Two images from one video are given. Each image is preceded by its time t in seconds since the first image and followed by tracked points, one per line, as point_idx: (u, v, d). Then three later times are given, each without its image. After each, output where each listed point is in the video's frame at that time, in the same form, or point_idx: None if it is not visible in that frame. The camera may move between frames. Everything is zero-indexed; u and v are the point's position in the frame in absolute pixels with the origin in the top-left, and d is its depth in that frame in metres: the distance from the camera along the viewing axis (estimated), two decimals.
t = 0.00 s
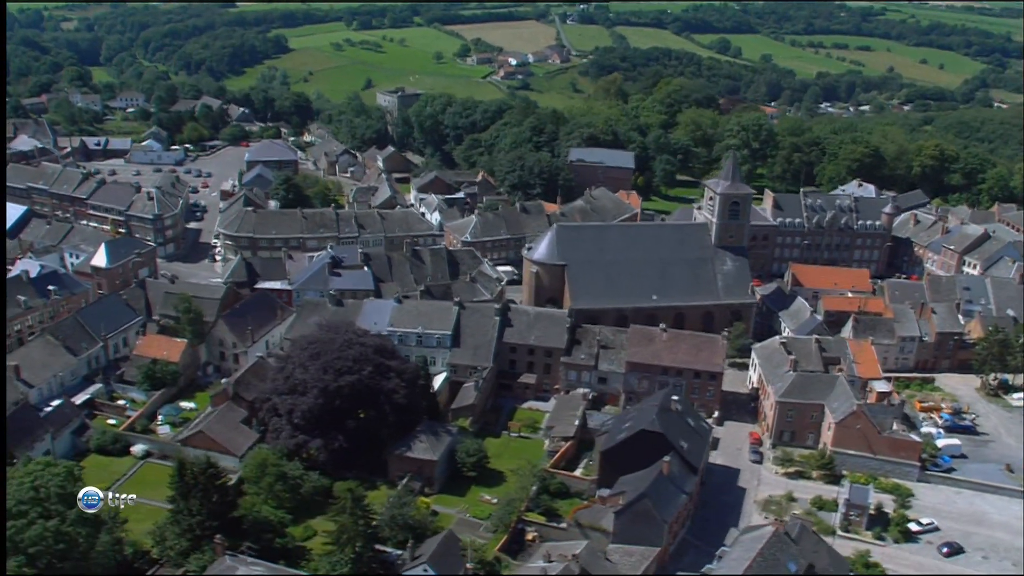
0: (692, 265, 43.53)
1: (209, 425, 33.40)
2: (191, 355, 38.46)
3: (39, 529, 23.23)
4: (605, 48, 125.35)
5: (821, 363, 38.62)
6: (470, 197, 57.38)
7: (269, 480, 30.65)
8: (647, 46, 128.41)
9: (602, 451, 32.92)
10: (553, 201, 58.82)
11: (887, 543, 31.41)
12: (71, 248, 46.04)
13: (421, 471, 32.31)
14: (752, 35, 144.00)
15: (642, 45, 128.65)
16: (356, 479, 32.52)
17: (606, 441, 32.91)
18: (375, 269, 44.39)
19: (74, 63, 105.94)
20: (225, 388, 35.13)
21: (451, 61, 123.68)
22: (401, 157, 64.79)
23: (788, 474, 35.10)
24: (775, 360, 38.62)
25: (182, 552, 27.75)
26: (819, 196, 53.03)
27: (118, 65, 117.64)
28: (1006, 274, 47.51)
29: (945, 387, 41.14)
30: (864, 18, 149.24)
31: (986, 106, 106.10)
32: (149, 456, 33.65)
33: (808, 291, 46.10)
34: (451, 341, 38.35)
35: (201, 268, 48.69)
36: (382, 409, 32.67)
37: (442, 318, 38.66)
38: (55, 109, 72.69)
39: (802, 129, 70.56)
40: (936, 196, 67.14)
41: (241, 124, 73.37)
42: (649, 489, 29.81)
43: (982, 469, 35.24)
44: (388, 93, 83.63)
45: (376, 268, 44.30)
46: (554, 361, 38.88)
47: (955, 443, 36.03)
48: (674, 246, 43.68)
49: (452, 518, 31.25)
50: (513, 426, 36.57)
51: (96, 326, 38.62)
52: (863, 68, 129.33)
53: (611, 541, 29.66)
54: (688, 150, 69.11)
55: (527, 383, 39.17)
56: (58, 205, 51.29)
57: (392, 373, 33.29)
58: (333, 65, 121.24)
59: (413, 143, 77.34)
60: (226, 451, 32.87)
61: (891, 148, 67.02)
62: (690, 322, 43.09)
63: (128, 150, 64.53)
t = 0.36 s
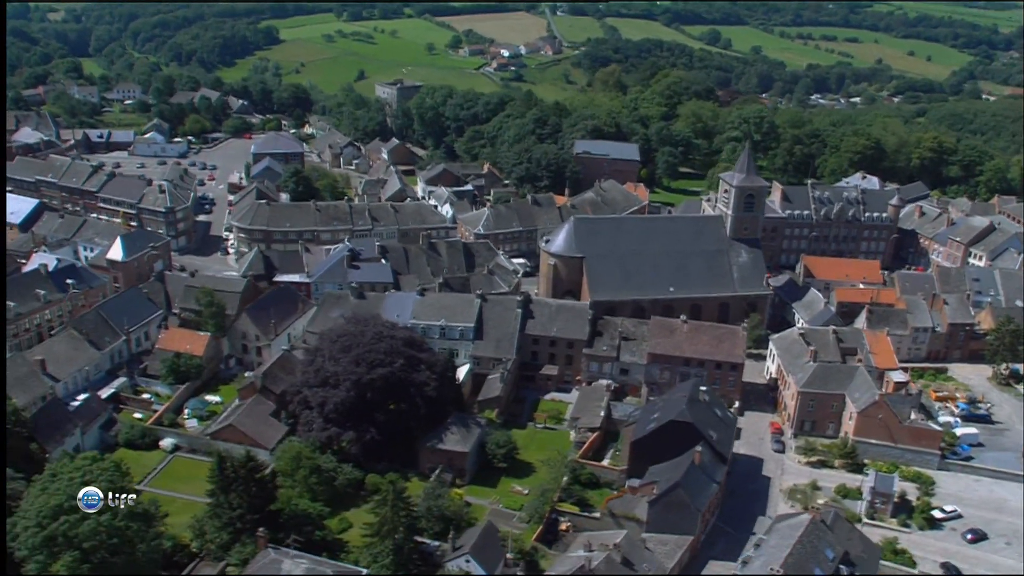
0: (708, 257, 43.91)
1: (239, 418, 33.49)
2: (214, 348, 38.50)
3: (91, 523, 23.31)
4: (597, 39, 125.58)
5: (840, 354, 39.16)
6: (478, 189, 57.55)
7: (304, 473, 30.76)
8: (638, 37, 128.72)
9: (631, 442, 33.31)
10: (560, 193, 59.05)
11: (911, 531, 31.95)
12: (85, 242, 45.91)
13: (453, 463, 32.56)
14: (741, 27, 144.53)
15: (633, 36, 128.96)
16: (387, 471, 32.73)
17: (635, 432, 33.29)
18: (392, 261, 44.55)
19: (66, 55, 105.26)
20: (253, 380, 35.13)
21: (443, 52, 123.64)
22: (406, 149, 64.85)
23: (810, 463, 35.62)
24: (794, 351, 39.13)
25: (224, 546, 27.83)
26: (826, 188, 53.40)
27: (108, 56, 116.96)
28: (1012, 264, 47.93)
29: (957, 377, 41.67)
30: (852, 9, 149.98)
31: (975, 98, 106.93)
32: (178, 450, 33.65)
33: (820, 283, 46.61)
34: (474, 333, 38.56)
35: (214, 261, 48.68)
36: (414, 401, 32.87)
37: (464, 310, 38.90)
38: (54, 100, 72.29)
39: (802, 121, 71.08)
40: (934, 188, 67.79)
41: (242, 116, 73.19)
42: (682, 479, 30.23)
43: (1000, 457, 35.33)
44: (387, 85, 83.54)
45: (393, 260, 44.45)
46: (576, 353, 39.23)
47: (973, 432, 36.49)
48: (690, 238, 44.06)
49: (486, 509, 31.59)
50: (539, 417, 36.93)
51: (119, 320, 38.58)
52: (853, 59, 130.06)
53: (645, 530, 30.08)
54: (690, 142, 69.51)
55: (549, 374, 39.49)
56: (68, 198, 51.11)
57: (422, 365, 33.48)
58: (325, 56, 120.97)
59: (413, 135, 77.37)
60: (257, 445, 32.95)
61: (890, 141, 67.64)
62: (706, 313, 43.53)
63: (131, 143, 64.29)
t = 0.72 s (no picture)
0: (725, 244, 44.28)
1: (272, 408, 33.66)
2: (240, 339, 38.59)
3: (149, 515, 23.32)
4: (589, 26, 125.64)
5: (859, 338, 39.71)
6: (487, 177, 57.72)
7: (342, 462, 30.88)
8: (630, 24, 128.87)
9: (662, 427, 33.78)
10: (569, 180, 59.24)
11: (938, 511, 32.44)
12: (101, 233, 45.84)
13: (486, 451, 32.83)
14: (731, 14, 144.86)
15: (625, 23, 129.05)
16: (421, 459, 32.98)
17: (666, 418, 33.74)
18: (410, 251, 44.74)
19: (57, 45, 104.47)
20: (283, 370, 35.18)
21: (435, 40, 123.45)
22: (411, 138, 64.87)
23: (835, 446, 36.14)
24: (815, 335, 39.64)
25: (267, 535, 27.89)
26: (835, 175, 53.82)
27: (98, 45, 116.12)
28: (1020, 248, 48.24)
29: (972, 361, 42.26)
30: None
31: (966, 83, 107.75)
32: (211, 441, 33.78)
33: (833, 269, 47.10)
34: (499, 321, 38.80)
35: (230, 251, 48.69)
36: (447, 388, 33.14)
37: (488, 299, 39.17)
38: (54, 91, 71.87)
39: (803, 107, 71.55)
40: (934, 173, 68.41)
41: (244, 106, 72.99)
42: (717, 463, 30.73)
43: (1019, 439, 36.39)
44: (386, 73, 83.38)
45: (412, 249, 44.61)
46: (600, 340, 39.59)
47: (993, 414, 37.15)
48: (707, 225, 44.41)
49: (521, 495, 31.90)
50: (565, 404, 37.32)
51: (144, 312, 38.57)
52: (842, 45, 130.60)
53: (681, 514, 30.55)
54: (692, 129, 69.80)
55: (573, 361, 39.91)
56: (80, 189, 50.98)
57: (455, 354, 33.72)
58: (317, 44, 120.58)
59: (414, 123, 77.36)
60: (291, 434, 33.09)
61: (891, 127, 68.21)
62: (724, 299, 43.94)
63: (136, 133, 64.08)
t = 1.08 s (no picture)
0: (736, 234, 44.77)
1: (299, 400, 33.80)
2: (258, 331, 38.65)
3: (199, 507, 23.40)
4: (576, 17, 125.83)
5: (871, 327, 40.37)
6: (491, 169, 57.90)
7: (372, 453, 30.92)
8: (617, 14, 129.18)
9: (685, 416, 34.28)
10: (571, 171, 59.51)
11: (956, 496, 33.04)
12: (111, 225, 45.74)
13: (513, 440, 33.14)
14: (715, 5, 145.47)
15: (612, 13, 129.36)
16: (447, 449, 33.25)
17: (689, 407, 34.24)
18: (423, 242, 44.92)
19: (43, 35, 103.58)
20: (307, 361, 35.35)
21: (423, 31, 123.35)
22: (411, 129, 64.93)
23: (850, 433, 36.77)
24: (828, 324, 40.25)
25: (303, 526, 28.08)
26: (837, 165, 54.35)
27: (82, 36, 115.23)
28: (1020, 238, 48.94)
29: (977, 348, 42.95)
30: None
31: (951, 74, 108.83)
32: (237, 433, 33.87)
33: (839, 258, 47.69)
34: (516, 311, 39.12)
35: (239, 243, 48.66)
36: (473, 379, 33.44)
37: (506, 289, 39.46)
38: (49, 82, 71.42)
39: (798, 98, 72.18)
40: (927, 164, 69.21)
41: (241, 96, 72.75)
42: (743, 450, 31.27)
43: None
44: (380, 64, 83.29)
45: (424, 240, 44.78)
46: (616, 330, 40.00)
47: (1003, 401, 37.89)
48: (718, 216, 44.86)
49: (548, 484, 32.25)
50: (585, 393, 37.75)
51: (163, 304, 38.51)
52: (827, 36, 131.53)
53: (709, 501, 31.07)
54: (689, 119, 70.30)
55: (589, 351, 40.30)
56: (85, 181, 50.77)
57: (480, 345, 34.02)
58: (303, 35, 120.19)
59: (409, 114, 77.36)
60: (318, 426, 33.25)
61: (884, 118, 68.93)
62: (735, 289, 44.43)
63: (134, 124, 63.84)
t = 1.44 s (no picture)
0: (748, 230, 45.27)
1: (328, 398, 33.94)
2: (280, 330, 38.75)
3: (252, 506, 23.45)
4: (564, 14, 126.23)
5: (884, 321, 41.00)
6: (497, 166, 58.20)
7: (405, 450, 31.13)
8: (605, 11, 129.66)
9: (711, 410, 34.75)
10: (575, 168, 59.88)
11: (977, 486, 33.71)
12: (124, 225, 45.70)
13: (541, 436, 33.48)
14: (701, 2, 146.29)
15: (599, 11, 129.88)
16: (476, 446, 33.53)
17: (714, 401, 34.71)
18: (438, 240, 45.16)
19: (31, 34, 102.95)
20: (334, 360, 35.50)
21: (411, 28, 123.44)
22: (414, 127, 65.06)
23: (869, 425, 37.37)
24: (843, 318, 40.82)
25: (344, 524, 28.26)
26: (840, 162, 54.58)
27: (69, 34, 114.50)
28: (1023, 232, 49.65)
29: (986, 340, 43.67)
30: None
31: (937, 70, 110.07)
32: (265, 432, 33.94)
33: (848, 253, 48.30)
34: (537, 308, 39.46)
35: (251, 242, 48.67)
36: (502, 375, 33.76)
37: (526, 287, 39.80)
38: (46, 81, 71.11)
39: (795, 94, 72.84)
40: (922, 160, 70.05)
41: (239, 95, 72.65)
42: (772, 443, 31.76)
43: None
44: (376, 62, 83.40)
45: (439, 238, 44.99)
46: (635, 326, 40.39)
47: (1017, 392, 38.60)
48: (730, 213, 45.37)
49: (579, 478, 32.60)
50: (607, 389, 38.18)
51: (184, 304, 38.53)
52: (812, 32, 132.58)
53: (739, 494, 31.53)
54: (687, 116, 70.88)
55: (608, 346, 40.66)
56: (94, 181, 50.65)
57: (508, 342, 34.37)
58: (292, 33, 119.95)
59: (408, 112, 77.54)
60: (348, 424, 33.45)
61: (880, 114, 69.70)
62: (747, 285, 44.94)
63: (135, 123, 63.75)
